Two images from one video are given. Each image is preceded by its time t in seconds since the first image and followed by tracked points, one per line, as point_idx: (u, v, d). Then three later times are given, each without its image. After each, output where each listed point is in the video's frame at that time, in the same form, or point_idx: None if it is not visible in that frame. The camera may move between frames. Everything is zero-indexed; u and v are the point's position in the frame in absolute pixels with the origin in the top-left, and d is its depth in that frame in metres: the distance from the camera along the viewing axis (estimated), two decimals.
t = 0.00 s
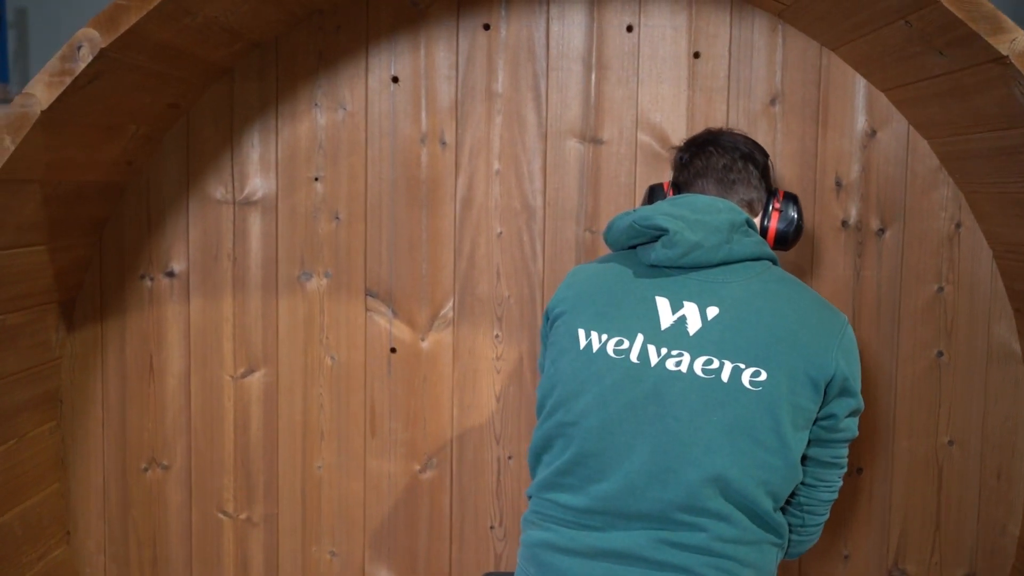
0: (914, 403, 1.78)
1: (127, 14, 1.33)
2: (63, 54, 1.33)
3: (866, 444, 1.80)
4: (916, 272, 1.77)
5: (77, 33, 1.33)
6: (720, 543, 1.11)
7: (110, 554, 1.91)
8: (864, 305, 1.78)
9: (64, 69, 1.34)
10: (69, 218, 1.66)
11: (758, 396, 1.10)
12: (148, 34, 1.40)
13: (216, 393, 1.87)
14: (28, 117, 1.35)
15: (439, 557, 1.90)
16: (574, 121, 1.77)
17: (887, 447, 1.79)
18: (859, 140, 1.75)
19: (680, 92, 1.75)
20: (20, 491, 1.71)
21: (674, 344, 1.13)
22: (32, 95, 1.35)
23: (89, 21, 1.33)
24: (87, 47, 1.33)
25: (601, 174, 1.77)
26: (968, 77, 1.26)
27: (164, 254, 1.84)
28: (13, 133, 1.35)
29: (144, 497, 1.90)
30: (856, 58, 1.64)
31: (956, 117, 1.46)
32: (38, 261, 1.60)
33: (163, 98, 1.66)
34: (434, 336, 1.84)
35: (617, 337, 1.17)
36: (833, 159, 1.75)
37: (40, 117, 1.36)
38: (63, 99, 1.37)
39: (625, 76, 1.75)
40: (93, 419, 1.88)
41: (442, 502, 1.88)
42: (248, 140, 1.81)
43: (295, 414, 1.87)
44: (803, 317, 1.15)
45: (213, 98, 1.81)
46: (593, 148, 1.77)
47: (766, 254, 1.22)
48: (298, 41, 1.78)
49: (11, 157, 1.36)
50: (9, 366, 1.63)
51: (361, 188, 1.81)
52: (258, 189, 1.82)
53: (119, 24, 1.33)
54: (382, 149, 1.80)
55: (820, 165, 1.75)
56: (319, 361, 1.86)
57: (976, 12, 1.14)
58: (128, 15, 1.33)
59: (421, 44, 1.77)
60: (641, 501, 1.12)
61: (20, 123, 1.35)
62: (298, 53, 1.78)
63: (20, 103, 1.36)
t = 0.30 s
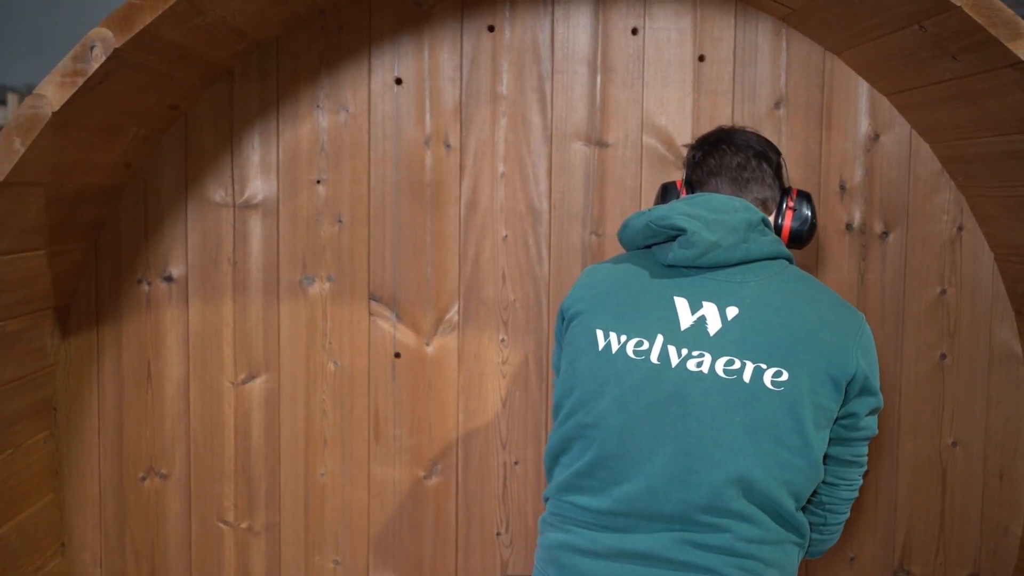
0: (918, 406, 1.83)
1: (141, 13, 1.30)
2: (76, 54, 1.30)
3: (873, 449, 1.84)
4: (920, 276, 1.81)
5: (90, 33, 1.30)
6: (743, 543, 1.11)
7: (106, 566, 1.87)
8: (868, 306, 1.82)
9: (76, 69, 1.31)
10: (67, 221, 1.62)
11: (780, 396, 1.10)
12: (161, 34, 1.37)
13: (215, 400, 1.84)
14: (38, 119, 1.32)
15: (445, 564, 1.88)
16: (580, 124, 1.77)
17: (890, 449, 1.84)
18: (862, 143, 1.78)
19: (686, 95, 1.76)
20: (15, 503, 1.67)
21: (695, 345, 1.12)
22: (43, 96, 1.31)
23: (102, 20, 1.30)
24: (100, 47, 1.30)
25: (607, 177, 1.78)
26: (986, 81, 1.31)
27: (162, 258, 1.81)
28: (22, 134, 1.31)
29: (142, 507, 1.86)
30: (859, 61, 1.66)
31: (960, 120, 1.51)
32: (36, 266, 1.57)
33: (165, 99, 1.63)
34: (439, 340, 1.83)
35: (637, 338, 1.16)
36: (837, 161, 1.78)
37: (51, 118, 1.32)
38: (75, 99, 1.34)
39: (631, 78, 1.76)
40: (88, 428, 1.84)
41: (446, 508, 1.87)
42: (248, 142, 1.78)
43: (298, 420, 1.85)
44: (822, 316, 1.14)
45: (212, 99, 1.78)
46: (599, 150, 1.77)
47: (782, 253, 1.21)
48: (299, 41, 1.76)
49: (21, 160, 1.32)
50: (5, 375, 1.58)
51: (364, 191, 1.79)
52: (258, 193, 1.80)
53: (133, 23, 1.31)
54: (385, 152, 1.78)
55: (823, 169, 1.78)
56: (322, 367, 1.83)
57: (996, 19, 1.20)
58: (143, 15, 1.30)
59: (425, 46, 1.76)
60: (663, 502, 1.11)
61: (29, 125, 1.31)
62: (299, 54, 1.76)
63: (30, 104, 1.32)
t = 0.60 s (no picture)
0: (918, 407, 1.83)
1: (153, 15, 1.29)
2: (86, 56, 1.29)
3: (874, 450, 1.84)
4: (919, 278, 1.81)
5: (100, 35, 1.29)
6: (757, 545, 1.10)
7: None
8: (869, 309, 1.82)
9: (87, 71, 1.29)
10: (67, 226, 1.60)
11: (794, 399, 1.09)
12: (169, 35, 1.37)
13: (215, 406, 1.82)
14: (47, 122, 1.30)
15: (447, 570, 1.87)
16: (582, 127, 1.77)
17: (891, 450, 1.84)
18: (862, 146, 1.79)
19: (688, 99, 1.77)
20: (12, 513, 1.63)
21: (708, 347, 1.11)
22: (52, 99, 1.30)
23: (113, 22, 1.29)
24: (112, 49, 1.29)
25: (610, 179, 1.79)
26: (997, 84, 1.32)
27: (161, 262, 1.79)
28: (31, 138, 1.29)
29: (139, 516, 1.83)
30: (859, 64, 1.67)
31: (961, 124, 1.54)
32: (36, 271, 1.54)
33: (166, 101, 1.61)
34: (441, 345, 1.82)
35: (648, 341, 1.14)
36: (838, 165, 1.79)
37: (60, 122, 1.31)
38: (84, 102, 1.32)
39: (633, 81, 1.77)
40: (85, 436, 1.81)
41: (449, 513, 1.85)
42: (248, 145, 1.77)
43: (298, 426, 1.83)
44: (834, 317, 1.13)
45: (212, 101, 1.76)
46: (601, 153, 1.78)
47: (791, 253, 1.20)
48: (300, 42, 1.75)
49: (30, 163, 1.31)
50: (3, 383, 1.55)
51: (366, 195, 1.78)
52: (258, 196, 1.78)
53: (145, 25, 1.30)
54: (387, 154, 1.78)
55: (825, 171, 1.79)
56: (323, 372, 1.82)
57: (1006, 23, 1.22)
58: (155, 16, 1.29)
59: (427, 48, 1.75)
60: (677, 506, 1.10)
61: (38, 128, 1.30)
62: (299, 56, 1.75)
63: (39, 108, 1.31)
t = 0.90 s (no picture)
0: (911, 408, 1.86)
1: (166, 19, 1.28)
2: (97, 60, 1.27)
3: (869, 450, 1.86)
4: (911, 280, 1.84)
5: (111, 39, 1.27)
6: (773, 548, 1.11)
7: None
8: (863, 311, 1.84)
9: (97, 76, 1.27)
10: (65, 233, 1.57)
11: (811, 402, 1.10)
12: (178, 39, 1.36)
13: (212, 414, 1.79)
14: (56, 128, 1.28)
15: None
16: (581, 131, 1.78)
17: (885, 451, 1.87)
18: (857, 150, 1.81)
19: (687, 103, 1.79)
20: (6, 527, 1.59)
21: (725, 352, 1.11)
22: (61, 104, 1.27)
23: (124, 26, 1.27)
24: (123, 54, 1.27)
25: (609, 183, 1.80)
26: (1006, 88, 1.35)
27: (157, 269, 1.76)
28: (39, 144, 1.27)
29: (134, 528, 1.80)
30: (856, 68, 1.70)
31: (959, 129, 1.58)
32: (35, 279, 1.51)
33: (165, 104, 1.59)
34: (441, 350, 1.81)
35: (664, 345, 1.14)
36: (833, 169, 1.81)
37: (70, 128, 1.29)
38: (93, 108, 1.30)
39: (632, 86, 1.78)
40: (79, 447, 1.76)
41: (449, 519, 1.84)
42: (246, 149, 1.75)
43: (296, 433, 1.81)
44: (848, 320, 1.14)
45: (210, 105, 1.74)
46: (601, 158, 1.79)
47: (803, 256, 1.21)
48: (300, 46, 1.74)
49: (37, 169, 1.29)
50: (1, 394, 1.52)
51: (365, 199, 1.77)
52: (256, 202, 1.76)
53: (157, 29, 1.28)
54: (387, 159, 1.77)
55: (821, 175, 1.81)
56: (322, 378, 1.80)
57: (1015, 29, 1.26)
58: (168, 20, 1.28)
59: (427, 52, 1.75)
60: (695, 510, 1.10)
61: (46, 135, 1.27)
62: (299, 59, 1.74)
63: (47, 113, 1.28)
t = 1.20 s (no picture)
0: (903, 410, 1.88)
1: (175, 22, 1.27)
2: (105, 64, 1.26)
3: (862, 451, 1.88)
4: (903, 283, 1.86)
5: (119, 43, 1.27)
6: (784, 551, 1.12)
7: None
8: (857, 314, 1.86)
9: (105, 80, 1.26)
10: (63, 239, 1.55)
11: (821, 407, 1.11)
12: (186, 43, 1.36)
13: (210, 421, 1.77)
14: (62, 134, 1.27)
15: None
16: (580, 135, 1.79)
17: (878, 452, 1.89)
18: (850, 154, 1.83)
19: (685, 107, 1.80)
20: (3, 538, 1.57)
21: (736, 357, 1.12)
22: (68, 109, 1.27)
23: (132, 30, 1.27)
24: (132, 58, 1.27)
25: (607, 187, 1.80)
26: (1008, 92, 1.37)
27: (153, 275, 1.74)
28: (46, 149, 1.26)
29: (130, 536, 1.77)
30: (853, 72, 1.72)
31: (953, 133, 1.61)
32: (33, 286, 1.49)
33: (164, 108, 1.58)
34: (440, 354, 1.80)
35: (675, 351, 1.15)
36: (828, 172, 1.83)
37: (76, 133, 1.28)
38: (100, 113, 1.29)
39: (631, 90, 1.79)
40: (74, 456, 1.74)
41: (447, 524, 1.84)
42: (244, 153, 1.74)
43: (294, 440, 1.79)
44: (855, 324, 1.16)
45: (207, 108, 1.72)
46: (599, 161, 1.80)
47: (809, 259, 1.23)
48: (298, 48, 1.72)
49: (42, 176, 1.28)
50: None
51: (364, 203, 1.76)
52: (254, 207, 1.75)
53: (166, 32, 1.28)
54: (385, 163, 1.76)
55: (816, 179, 1.83)
56: (321, 384, 1.79)
57: (1018, 36, 1.28)
58: (177, 24, 1.27)
59: (427, 55, 1.75)
60: (707, 515, 1.10)
61: (53, 139, 1.26)
62: (297, 62, 1.73)
63: (53, 118, 1.27)
